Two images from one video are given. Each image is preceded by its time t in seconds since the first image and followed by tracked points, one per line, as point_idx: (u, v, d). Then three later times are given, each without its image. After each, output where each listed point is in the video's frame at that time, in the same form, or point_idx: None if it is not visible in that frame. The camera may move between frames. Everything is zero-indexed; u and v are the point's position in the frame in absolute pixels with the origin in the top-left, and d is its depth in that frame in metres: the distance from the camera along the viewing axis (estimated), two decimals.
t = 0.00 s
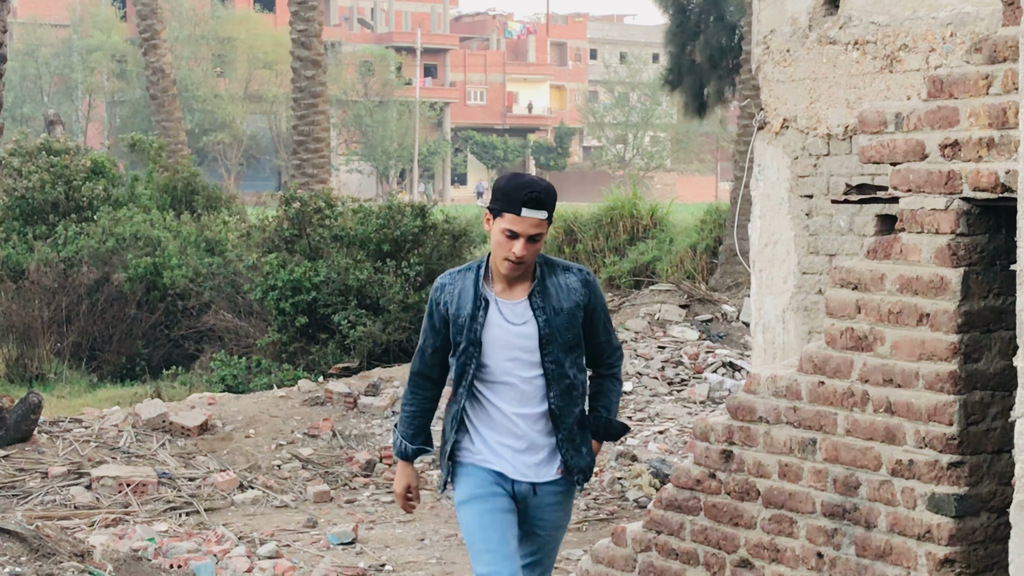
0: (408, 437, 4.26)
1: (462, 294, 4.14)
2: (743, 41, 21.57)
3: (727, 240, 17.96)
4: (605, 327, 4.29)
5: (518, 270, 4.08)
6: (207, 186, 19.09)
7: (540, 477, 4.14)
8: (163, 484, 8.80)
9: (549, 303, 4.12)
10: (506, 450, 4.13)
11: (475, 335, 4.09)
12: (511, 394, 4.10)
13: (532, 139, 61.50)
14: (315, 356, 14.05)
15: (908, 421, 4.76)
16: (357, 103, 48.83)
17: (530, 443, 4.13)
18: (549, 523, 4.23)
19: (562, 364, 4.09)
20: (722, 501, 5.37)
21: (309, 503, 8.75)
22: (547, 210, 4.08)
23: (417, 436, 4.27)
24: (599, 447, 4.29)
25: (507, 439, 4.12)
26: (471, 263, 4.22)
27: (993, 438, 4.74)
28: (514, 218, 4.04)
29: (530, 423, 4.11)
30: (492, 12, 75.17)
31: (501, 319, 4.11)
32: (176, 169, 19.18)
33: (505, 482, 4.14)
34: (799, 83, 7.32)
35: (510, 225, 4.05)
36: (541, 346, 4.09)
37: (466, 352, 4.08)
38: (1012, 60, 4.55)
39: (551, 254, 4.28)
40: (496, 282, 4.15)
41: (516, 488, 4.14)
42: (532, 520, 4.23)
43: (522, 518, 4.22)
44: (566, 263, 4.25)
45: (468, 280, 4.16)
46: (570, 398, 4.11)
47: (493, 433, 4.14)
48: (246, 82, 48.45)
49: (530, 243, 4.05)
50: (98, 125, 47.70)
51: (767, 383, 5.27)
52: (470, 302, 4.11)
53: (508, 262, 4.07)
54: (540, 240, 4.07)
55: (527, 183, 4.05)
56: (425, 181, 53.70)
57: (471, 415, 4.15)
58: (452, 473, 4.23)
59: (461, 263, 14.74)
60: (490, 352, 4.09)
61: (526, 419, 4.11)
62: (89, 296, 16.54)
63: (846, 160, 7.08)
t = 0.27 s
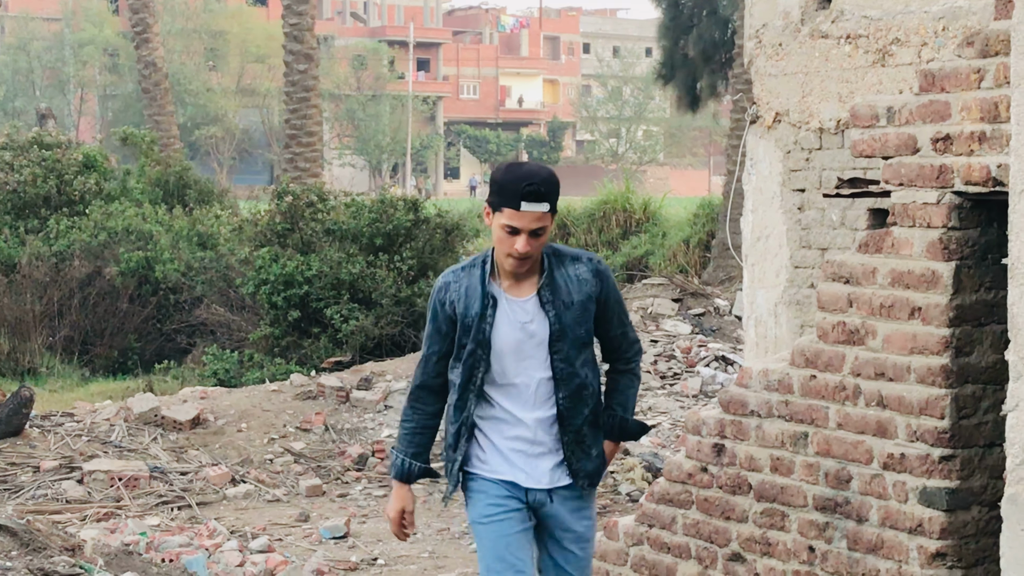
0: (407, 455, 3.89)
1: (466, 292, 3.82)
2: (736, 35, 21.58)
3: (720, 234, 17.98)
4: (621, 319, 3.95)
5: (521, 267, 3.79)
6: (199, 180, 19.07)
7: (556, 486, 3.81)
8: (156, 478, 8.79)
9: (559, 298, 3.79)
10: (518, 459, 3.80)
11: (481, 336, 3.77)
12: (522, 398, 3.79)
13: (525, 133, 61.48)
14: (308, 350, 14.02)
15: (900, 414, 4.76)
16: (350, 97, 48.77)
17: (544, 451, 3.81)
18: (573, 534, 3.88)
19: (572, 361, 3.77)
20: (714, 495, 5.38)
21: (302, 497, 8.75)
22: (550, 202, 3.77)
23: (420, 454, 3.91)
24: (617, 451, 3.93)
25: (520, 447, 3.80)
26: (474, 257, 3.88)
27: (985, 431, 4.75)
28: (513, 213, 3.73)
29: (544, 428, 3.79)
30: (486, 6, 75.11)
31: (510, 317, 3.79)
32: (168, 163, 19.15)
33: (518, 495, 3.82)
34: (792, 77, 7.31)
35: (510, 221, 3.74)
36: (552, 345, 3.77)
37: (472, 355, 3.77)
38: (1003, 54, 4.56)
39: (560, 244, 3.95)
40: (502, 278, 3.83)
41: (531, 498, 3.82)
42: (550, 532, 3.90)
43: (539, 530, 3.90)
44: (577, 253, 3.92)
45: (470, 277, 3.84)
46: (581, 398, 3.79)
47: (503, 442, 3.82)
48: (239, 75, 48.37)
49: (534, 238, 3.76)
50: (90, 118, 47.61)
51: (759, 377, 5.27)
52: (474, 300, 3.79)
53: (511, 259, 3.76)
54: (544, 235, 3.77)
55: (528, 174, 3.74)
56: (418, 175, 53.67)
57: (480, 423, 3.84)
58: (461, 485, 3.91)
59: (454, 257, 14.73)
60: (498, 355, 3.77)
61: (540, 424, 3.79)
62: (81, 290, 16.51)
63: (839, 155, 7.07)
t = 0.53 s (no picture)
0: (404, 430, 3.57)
1: (474, 269, 3.67)
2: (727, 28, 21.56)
3: (711, 228, 17.99)
4: (629, 305, 3.86)
5: (534, 251, 3.66)
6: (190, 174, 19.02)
7: (560, 474, 3.69)
8: (146, 471, 8.78)
9: (569, 279, 3.70)
10: (521, 446, 3.67)
11: (488, 316, 3.63)
12: (528, 383, 3.65)
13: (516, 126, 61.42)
14: (298, 344, 14.08)
15: (889, 406, 4.77)
16: (341, 90, 48.68)
17: (548, 439, 3.68)
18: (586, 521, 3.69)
19: (589, 345, 3.68)
20: (703, 487, 5.40)
21: (292, 491, 8.76)
22: (571, 191, 3.60)
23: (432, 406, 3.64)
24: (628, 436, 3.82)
25: (526, 432, 3.66)
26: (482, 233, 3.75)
27: (974, 423, 4.76)
28: (530, 199, 3.57)
29: (551, 413, 3.67)
30: None
31: (517, 298, 3.66)
32: (159, 157, 19.11)
33: (518, 485, 3.68)
34: (782, 70, 7.31)
35: (526, 207, 3.59)
36: (562, 327, 3.67)
37: (478, 334, 3.62)
38: (992, 46, 4.56)
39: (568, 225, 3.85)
40: (511, 258, 3.70)
41: (535, 487, 3.68)
42: (552, 522, 3.75)
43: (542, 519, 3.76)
44: (587, 235, 3.83)
45: (479, 254, 3.70)
46: (592, 382, 3.69)
47: (504, 428, 3.68)
48: (230, 69, 48.24)
49: (549, 227, 3.60)
50: (81, 111, 47.48)
51: (749, 369, 5.28)
52: (482, 279, 3.65)
53: (523, 244, 3.63)
54: (561, 223, 3.61)
55: (549, 162, 3.55)
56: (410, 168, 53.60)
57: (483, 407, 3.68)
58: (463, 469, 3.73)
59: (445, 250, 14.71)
60: (506, 336, 3.64)
61: (546, 409, 3.67)
62: (72, 283, 16.53)
63: (829, 147, 7.08)
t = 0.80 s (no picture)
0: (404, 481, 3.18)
1: (479, 292, 3.28)
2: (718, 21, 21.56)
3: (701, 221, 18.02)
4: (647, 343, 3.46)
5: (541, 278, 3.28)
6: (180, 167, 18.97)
7: (566, 526, 3.28)
8: (136, 466, 8.77)
9: (583, 309, 3.30)
10: (523, 493, 3.26)
11: (492, 345, 3.24)
12: (534, 422, 3.25)
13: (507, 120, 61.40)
14: (289, 337, 14.03)
15: (878, 399, 4.78)
16: (332, 84, 48.60)
17: (554, 485, 3.27)
18: None
19: (602, 382, 3.28)
20: (693, 480, 5.41)
21: (282, 485, 8.75)
22: (578, 211, 3.23)
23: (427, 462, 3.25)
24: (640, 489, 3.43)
25: (531, 477, 3.25)
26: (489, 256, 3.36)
27: (962, 416, 4.76)
28: (535, 220, 3.21)
29: (560, 456, 3.26)
30: None
31: (525, 327, 3.26)
32: (148, 151, 19.06)
33: (518, 534, 3.27)
34: (771, 63, 7.31)
35: (529, 227, 3.22)
36: (574, 361, 3.27)
37: (482, 365, 3.23)
38: (981, 40, 4.57)
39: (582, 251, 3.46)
40: (519, 283, 3.31)
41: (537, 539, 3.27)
42: None
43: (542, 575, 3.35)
44: (604, 263, 3.44)
45: (484, 276, 3.30)
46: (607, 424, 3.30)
47: (506, 471, 3.27)
48: (220, 62, 48.12)
49: (556, 249, 3.24)
50: (71, 105, 47.34)
51: (738, 363, 5.29)
52: (487, 304, 3.26)
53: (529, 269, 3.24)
54: (570, 246, 3.25)
55: (554, 177, 3.20)
56: (400, 162, 53.55)
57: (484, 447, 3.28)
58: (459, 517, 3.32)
59: (435, 244, 14.69)
60: (509, 368, 3.24)
61: (553, 453, 3.26)
62: (62, 278, 16.45)
63: (818, 140, 7.06)
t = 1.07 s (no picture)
0: (417, 484, 3.30)
1: (455, 294, 3.12)
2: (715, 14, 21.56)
3: (699, 215, 18.04)
4: (653, 343, 3.13)
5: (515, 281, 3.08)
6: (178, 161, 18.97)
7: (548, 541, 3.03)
8: (134, 460, 8.77)
9: (562, 310, 3.03)
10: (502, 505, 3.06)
11: (464, 349, 3.05)
12: (511, 430, 3.04)
13: (505, 114, 61.40)
14: (287, 331, 14.03)
15: (875, 393, 4.78)
16: (330, 78, 48.58)
17: (537, 495, 3.04)
18: None
19: (578, 391, 2.99)
20: (690, 474, 5.43)
21: (280, 479, 8.76)
22: (541, 210, 3.01)
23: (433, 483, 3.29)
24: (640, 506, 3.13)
25: (510, 488, 3.05)
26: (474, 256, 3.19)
27: (959, 411, 4.75)
28: (494, 222, 3.02)
29: (538, 467, 3.02)
30: None
31: (499, 330, 3.05)
32: (146, 145, 19.06)
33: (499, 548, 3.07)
34: (768, 57, 7.31)
35: (490, 229, 3.04)
36: (550, 366, 3.01)
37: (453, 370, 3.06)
38: (977, 33, 4.55)
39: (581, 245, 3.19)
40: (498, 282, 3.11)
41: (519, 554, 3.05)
42: None
43: None
44: (600, 257, 3.14)
45: (463, 277, 3.14)
46: (587, 438, 3.01)
47: (490, 479, 3.09)
48: (218, 56, 48.06)
49: (522, 251, 3.03)
50: (68, 99, 47.29)
51: (735, 357, 5.30)
52: (460, 307, 3.09)
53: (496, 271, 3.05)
54: (538, 247, 3.04)
55: (511, 177, 3.00)
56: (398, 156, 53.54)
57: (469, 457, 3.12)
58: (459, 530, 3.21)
59: (434, 238, 14.69)
60: (482, 373, 3.05)
61: (532, 464, 3.03)
62: (60, 272, 16.46)
63: (816, 134, 7.00)
